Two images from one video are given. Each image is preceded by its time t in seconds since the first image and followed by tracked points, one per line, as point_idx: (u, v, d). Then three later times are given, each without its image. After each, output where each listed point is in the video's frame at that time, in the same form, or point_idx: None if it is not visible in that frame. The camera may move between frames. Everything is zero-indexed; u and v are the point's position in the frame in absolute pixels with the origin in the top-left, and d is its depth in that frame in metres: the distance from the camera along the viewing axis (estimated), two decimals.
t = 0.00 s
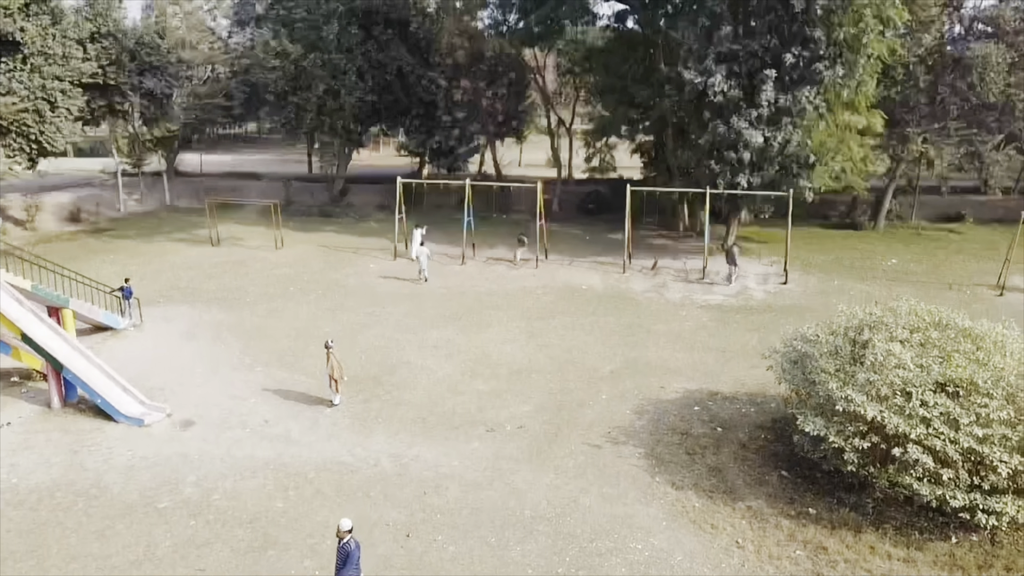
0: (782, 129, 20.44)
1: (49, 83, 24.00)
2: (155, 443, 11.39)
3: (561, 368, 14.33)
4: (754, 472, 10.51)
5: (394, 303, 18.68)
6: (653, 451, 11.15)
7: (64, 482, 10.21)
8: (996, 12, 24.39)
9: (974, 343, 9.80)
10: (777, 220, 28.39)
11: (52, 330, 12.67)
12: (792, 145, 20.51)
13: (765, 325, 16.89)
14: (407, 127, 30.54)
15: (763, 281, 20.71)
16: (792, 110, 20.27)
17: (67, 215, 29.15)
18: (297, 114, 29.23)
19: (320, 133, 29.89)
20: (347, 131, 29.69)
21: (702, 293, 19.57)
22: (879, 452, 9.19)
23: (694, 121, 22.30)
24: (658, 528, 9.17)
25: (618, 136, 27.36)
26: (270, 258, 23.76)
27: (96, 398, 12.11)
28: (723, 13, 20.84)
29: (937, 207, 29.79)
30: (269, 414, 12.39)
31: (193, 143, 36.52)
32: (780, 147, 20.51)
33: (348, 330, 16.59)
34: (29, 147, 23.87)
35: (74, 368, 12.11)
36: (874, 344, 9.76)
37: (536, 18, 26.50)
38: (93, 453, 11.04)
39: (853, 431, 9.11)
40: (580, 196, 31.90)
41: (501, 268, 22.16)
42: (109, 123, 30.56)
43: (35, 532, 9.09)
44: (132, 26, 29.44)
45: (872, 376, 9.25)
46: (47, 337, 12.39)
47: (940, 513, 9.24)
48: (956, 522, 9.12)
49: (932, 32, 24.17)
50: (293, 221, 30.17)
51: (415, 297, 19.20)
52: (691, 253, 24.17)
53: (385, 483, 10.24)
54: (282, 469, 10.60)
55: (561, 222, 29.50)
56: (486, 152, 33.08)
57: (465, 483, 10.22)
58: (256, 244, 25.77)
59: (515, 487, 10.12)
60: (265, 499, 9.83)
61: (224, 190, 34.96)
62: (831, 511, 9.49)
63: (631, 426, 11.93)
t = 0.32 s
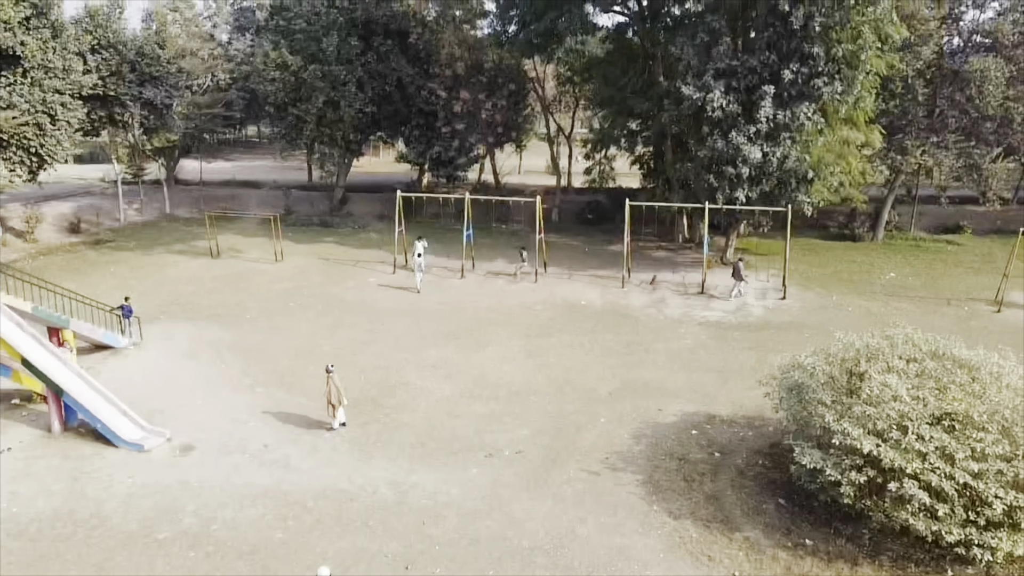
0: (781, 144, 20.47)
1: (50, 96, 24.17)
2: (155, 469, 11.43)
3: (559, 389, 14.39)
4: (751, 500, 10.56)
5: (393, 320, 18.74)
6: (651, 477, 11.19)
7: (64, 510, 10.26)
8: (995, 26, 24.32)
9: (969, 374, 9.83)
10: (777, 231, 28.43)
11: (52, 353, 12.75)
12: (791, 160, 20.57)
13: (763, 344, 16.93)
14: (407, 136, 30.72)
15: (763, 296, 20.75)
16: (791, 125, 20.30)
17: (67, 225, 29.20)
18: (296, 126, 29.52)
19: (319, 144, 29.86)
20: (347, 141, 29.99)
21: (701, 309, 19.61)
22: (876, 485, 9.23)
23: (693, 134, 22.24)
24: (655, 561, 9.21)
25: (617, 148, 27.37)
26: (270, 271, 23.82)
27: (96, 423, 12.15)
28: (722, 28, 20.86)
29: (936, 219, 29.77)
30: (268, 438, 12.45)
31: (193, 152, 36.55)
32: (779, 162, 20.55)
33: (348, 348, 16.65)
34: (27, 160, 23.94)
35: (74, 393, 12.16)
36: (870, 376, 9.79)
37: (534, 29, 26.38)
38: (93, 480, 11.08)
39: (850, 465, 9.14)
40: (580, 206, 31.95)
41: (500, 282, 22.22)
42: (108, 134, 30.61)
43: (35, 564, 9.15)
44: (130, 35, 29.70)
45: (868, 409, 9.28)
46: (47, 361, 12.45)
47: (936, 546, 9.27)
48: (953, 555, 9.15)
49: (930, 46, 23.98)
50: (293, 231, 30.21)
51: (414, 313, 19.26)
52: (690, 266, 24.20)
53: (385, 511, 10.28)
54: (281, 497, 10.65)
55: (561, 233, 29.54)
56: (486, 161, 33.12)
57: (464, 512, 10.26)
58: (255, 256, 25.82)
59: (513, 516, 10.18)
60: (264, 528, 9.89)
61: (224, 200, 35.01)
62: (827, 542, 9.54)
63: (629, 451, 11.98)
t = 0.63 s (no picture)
0: (780, 159, 20.55)
1: (51, 109, 24.27)
2: (156, 494, 11.48)
3: (559, 410, 14.46)
4: (749, 527, 10.62)
5: (393, 336, 18.79)
6: (650, 503, 11.26)
7: (66, 538, 10.32)
8: (993, 39, 24.18)
9: (965, 403, 9.89)
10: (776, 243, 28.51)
11: (54, 376, 12.83)
12: (790, 175, 20.65)
13: (762, 361, 16.99)
14: (407, 146, 30.93)
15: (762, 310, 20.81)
16: (790, 140, 20.38)
17: (68, 236, 29.27)
18: (297, 136, 29.76)
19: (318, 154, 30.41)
20: (347, 152, 30.47)
21: (700, 324, 19.69)
22: (872, 516, 9.29)
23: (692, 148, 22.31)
24: None
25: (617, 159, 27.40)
26: (271, 284, 23.89)
27: (98, 447, 12.22)
28: (721, 44, 20.93)
29: (935, 229, 29.82)
30: (269, 461, 12.51)
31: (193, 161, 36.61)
32: (777, 177, 20.63)
33: (349, 365, 16.73)
34: (27, 173, 24.03)
35: (75, 417, 12.23)
36: (866, 406, 9.86)
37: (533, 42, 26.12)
38: (95, 506, 11.14)
39: (846, 495, 9.21)
40: (580, 216, 32.03)
41: (500, 295, 22.29)
42: (109, 144, 30.65)
43: None
44: (129, 45, 29.77)
45: (864, 440, 9.35)
46: (48, 385, 12.52)
47: None
48: None
49: (929, 59, 23.99)
50: (293, 242, 30.29)
51: (414, 329, 19.31)
52: (690, 279, 24.28)
53: (385, 538, 10.35)
54: (282, 523, 10.72)
55: (560, 244, 29.62)
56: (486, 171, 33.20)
57: (463, 539, 10.33)
58: (256, 268, 25.89)
59: (512, 543, 10.25)
60: (265, 557, 9.96)
61: (224, 208, 35.08)
62: (824, 572, 9.61)
63: (627, 475, 12.05)
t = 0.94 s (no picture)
0: (779, 174, 20.64)
1: (53, 122, 24.39)
2: (158, 518, 11.58)
3: (559, 429, 14.55)
4: (747, 552, 10.70)
5: (394, 352, 18.88)
6: (649, 527, 11.34)
7: (70, 564, 10.41)
8: (992, 52, 24.29)
9: (962, 432, 9.96)
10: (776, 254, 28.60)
11: (56, 398, 12.92)
12: (788, 190, 20.73)
13: (761, 378, 17.06)
14: (408, 156, 31.01)
15: (761, 325, 20.89)
16: (788, 155, 20.44)
17: (69, 246, 29.36)
18: (298, 147, 29.87)
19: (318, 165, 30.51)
20: (347, 162, 30.56)
21: (699, 339, 19.76)
22: (869, 546, 9.37)
23: (692, 164, 22.39)
24: None
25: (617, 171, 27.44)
26: (272, 296, 23.97)
27: (101, 470, 12.31)
28: (721, 59, 20.99)
29: (934, 239, 29.89)
30: (270, 483, 12.61)
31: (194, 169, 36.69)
32: (776, 192, 20.71)
33: (350, 383, 16.82)
34: (28, 185, 24.15)
35: (78, 440, 12.32)
36: (862, 434, 9.93)
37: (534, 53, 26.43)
38: (98, 531, 11.22)
39: (843, 526, 9.28)
40: (579, 225, 32.13)
41: (500, 308, 22.38)
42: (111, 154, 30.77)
43: None
44: (130, 55, 29.91)
45: (861, 470, 9.44)
46: (51, 408, 12.61)
47: None
48: None
49: (928, 73, 24.09)
50: (294, 252, 30.36)
51: (414, 344, 19.38)
52: (690, 292, 24.38)
53: (386, 564, 10.43)
54: (283, 549, 10.80)
55: (560, 254, 29.69)
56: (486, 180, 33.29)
57: (464, 565, 10.41)
58: (256, 279, 25.96)
59: (512, 569, 10.34)
60: None
61: (225, 217, 35.19)
62: None
63: (626, 498, 12.13)
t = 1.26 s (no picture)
0: (777, 193, 20.74)
1: (55, 138, 24.54)
2: (160, 547, 11.69)
3: (558, 452, 14.68)
4: None
5: (394, 370, 18.98)
6: (646, 555, 11.46)
7: None
8: (989, 69, 24.39)
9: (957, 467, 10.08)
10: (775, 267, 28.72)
11: (58, 425, 13.04)
12: (786, 208, 20.84)
13: (758, 399, 17.18)
14: (409, 168, 31.11)
15: (760, 341, 21.01)
16: (786, 173, 20.54)
17: (71, 259, 29.49)
18: (298, 160, 29.95)
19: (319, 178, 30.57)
20: (347, 175, 30.65)
21: (697, 357, 19.90)
22: None
23: (690, 181, 22.49)
24: None
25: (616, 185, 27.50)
26: (273, 311, 24.10)
27: (103, 497, 12.41)
28: (719, 77, 21.13)
29: (932, 252, 29.99)
30: (271, 510, 12.72)
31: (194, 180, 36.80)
32: (774, 211, 20.83)
33: (351, 403, 16.95)
34: (30, 200, 24.34)
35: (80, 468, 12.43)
36: (858, 468, 10.04)
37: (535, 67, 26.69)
38: (100, 560, 11.33)
39: (839, 562, 9.39)
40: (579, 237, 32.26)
41: (500, 325, 22.50)
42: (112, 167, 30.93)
43: None
44: (131, 68, 30.15)
45: (856, 506, 9.54)
46: (54, 435, 12.73)
47: None
48: None
49: (926, 89, 24.19)
50: (295, 264, 30.49)
51: (414, 362, 19.52)
52: (688, 307, 24.54)
53: None
54: None
55: (560, 267, 29.83)
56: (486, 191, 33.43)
57: None
58: (257, 293, 26.07)
59: None
60: None
61: (226, 228, 35.35)
62: None
63: (624, 526, 12.22)
